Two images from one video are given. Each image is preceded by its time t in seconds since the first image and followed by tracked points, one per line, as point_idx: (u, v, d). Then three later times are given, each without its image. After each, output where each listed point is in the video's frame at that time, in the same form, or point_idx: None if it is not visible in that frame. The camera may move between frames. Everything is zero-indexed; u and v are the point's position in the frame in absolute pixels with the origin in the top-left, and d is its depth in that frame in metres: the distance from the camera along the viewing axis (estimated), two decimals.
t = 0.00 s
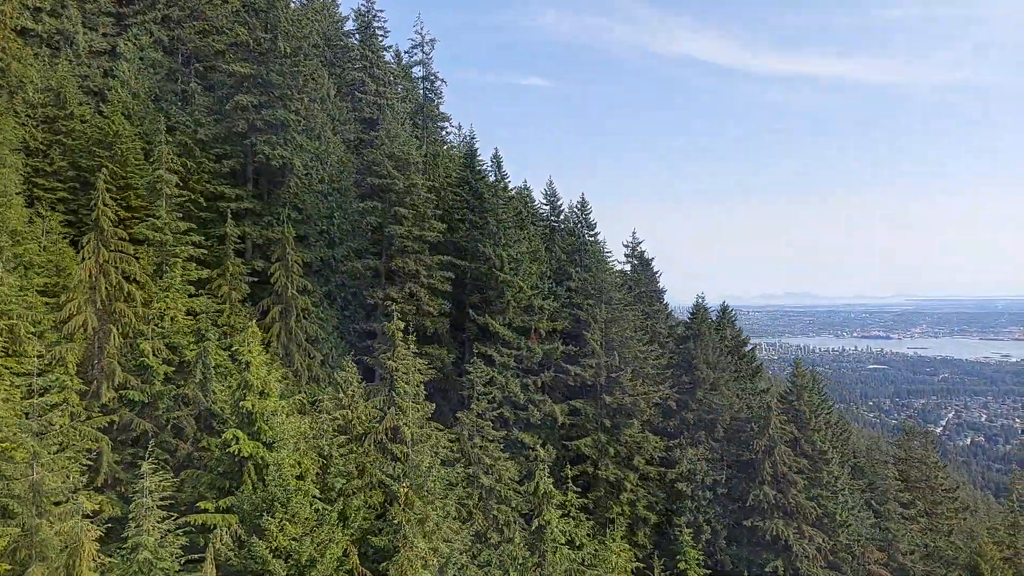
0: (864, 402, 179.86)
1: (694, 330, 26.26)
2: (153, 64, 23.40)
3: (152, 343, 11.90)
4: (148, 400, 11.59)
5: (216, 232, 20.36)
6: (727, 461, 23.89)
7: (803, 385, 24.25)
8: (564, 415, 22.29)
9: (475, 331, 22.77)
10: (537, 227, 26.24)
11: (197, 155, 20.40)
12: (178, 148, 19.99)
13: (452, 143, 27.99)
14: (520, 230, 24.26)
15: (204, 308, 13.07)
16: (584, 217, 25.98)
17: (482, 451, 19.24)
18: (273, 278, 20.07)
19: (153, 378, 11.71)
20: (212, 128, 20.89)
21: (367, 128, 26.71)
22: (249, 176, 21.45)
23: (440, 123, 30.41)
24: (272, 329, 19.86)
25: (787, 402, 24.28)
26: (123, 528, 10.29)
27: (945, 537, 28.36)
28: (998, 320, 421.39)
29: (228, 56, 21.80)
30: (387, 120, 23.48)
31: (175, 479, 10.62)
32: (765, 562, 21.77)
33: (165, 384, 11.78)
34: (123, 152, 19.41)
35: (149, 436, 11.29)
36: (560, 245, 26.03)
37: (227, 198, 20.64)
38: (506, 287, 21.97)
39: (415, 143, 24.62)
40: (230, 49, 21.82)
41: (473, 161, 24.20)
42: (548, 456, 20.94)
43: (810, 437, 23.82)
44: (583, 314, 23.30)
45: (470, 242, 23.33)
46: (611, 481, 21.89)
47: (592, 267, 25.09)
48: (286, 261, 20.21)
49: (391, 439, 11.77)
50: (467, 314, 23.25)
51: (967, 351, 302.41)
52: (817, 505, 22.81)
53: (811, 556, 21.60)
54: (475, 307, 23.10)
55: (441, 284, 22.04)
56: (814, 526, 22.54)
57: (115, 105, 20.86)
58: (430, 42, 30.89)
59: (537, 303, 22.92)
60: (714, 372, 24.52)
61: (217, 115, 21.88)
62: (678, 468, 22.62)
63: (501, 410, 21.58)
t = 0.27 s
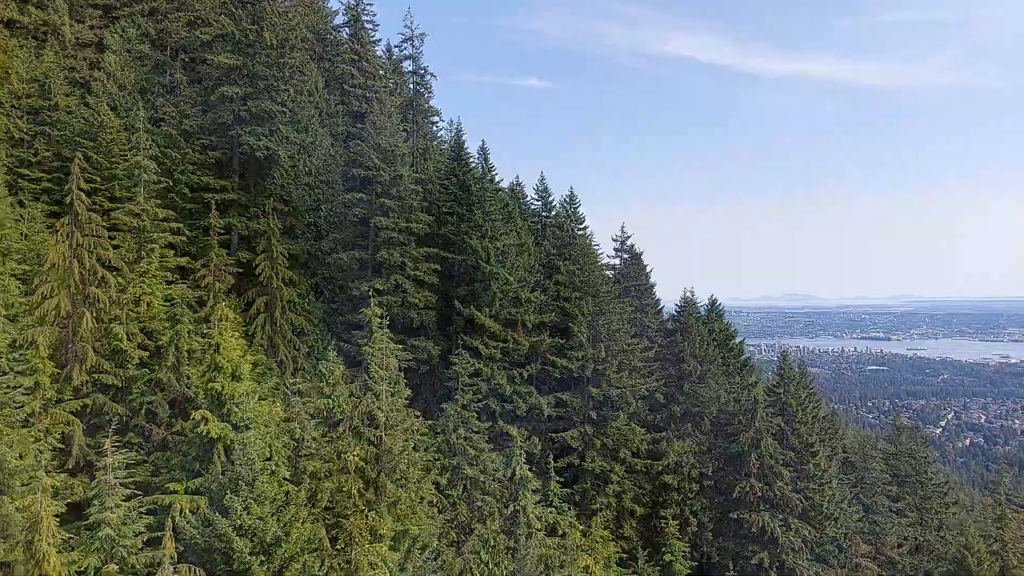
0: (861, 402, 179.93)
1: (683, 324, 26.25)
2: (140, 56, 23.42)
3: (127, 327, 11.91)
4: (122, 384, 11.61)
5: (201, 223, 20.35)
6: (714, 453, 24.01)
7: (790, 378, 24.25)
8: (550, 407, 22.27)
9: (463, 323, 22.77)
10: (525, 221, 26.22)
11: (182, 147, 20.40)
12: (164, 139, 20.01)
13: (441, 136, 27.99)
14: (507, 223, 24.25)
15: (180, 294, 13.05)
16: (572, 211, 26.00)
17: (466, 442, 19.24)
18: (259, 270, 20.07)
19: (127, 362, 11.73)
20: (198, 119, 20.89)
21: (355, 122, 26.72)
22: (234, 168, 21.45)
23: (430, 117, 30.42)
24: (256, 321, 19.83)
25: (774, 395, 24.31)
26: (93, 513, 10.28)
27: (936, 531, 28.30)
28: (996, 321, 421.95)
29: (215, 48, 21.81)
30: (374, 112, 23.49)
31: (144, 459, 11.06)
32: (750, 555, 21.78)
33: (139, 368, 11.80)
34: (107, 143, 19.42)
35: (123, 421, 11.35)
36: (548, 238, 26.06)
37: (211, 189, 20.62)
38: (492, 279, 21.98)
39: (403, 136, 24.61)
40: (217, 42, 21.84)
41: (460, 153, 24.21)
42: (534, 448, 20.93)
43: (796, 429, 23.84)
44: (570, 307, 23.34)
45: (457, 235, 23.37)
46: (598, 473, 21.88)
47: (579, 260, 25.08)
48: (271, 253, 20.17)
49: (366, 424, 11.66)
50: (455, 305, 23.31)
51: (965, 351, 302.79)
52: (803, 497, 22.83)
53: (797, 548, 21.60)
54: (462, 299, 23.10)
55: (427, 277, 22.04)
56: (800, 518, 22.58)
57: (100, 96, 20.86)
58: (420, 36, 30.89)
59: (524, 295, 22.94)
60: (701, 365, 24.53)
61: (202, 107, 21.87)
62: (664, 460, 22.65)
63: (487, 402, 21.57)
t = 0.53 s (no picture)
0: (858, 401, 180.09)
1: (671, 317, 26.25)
2: (126, 47, 23.41)
3: (101, 311, 11.89)
4: (96, 367, 11.58)
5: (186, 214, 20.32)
6: (700, 445, 24.04)
7: (777, 370, 24.26)
8: (536, 398, 22.26)
9: (449, 314, 22.75)
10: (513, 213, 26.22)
11: (166, 137, 20.38)
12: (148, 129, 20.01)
13: (430, 129, 27.99)
14: (494, 215, 24.24)
15: (157, 279, 13.03)
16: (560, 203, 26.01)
17: (450, 433, 19.23)
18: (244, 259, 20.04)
19: (100, 346, 11.70)
20: (182, 109, 20.88)
21: (343, 114, 26.71)
22: (220, 159, 21.44)
23: (419, 111, 30.42)
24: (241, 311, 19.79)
25: (761, 387, 24.32)
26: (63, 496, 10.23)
27: (924, 524, 28.28)
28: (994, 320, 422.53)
29: (201, 39, 21.80)
30: (361, 104, 23.48)
31: (116, 439, 11.06)
32: (736, 546, 21.78)
33: (113, 352, 11.77)
34: (91, 133, 19.40)
35: (99, 400, 11.40)
36: (536, 231, 26.06)
37: (196, 180, 20.59)
38: (478, 270, 21.97)
39: (390, 128, 24.60)
40: (202, 33, 21.83)
41: (447, 145, 24.20)
42: (519, 439, 20.91)
43: (783, 421, 23.85)
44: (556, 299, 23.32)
45: (443, 227, 23.37)
46: (583, 465, 21.86)
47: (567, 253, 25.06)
48: (255, 243, 20.13)
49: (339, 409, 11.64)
50: (442, 297, 23.30)
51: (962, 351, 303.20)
52: (789, 488, 22.84)
53: (782, 539, 21.59)
54: (448, 291, 23.07)
55: (413, 268, 22.02)
56: (785, 509, 22.59)
57: (85, 87, 20.85)
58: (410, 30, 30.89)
59: (511, 287, 22.92)
60: (688, 357, 24.55)
61: (188, 97, 21.86)
62: (651, 452, 22.65)
63: (473, 393, 21.55)
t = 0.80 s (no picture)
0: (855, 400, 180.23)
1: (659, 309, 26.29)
2: (113, 38, 23.38)
3: (76, 294, 11.86)
4: (70, 350, 11.58)
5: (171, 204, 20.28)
6: (687, 436, 24.09)
7: (764, 362, 24.26)
8: (523, 389, 22.23)
9: (436, 306, 22.73)
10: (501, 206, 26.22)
11: (151, 126, 20.35)
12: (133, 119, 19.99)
13: (419, 122, 27.98)
14: (482, 207, 24.23)
15: (134, 263, 12.99)
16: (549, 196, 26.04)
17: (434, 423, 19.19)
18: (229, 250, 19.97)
19: (75, 329, 11.69)
20: (168, 99, 20.85)
21: (332, 107, 26.70)
22: (206, 149, 21.41)
23: (409, 104, 30.40)
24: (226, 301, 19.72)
25: (748, 379, 24.34)
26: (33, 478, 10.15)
27: (913, 518, 28.26)
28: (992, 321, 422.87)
29: (187, 29, 21.79)
30: (348, 95, 23.47)
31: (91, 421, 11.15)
32: (722, 537, 21.76)
33: (88, 335, 11.76)
34: (76, 122, 19.37)
35: (71, 385, 11.38)
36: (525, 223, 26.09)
37: (181, 170, 20.55)
38: (464, 261, 21.95)
39: (378, 120, 24.59)
40: (188, 23, 21.82)
41: (435, 137, 24.20)
42: (505, 429, 20.85)
43: (770, 413, 23.86)
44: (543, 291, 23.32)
45: (430, 218, 23.37)
46: (570, 456, 21.81)
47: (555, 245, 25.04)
48: (240, 233, 20.06)
49: (315, 392, 11.68)
50: (429, 288, 23.28)
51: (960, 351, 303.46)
52: (776, 480, 22.84)
53: (768, 530, 21.58)
54: (435, 282, 23.04)
55: (399, 258, 21.99)
56: (771, 501, 22.59)
57: (71, 77, 20.81)
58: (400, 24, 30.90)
59: (498, 278, 22.89)
60: (675, 349, 24.64)
61: (174, 88, 21.84)
62: (637, 443, 22.63)
63: (459, 384, 21.52)
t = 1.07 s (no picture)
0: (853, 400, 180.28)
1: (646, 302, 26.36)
2: (100, 29, 23.32)
3: (50, 278, 11.79)
4: (44, 334, 11.52)
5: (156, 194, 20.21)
6: (673, 428, 24.22)
7: (751, 355, 24.24)
8: (509, 381, 22.17)
9: (423, 297, 22.67)
10: (490, 199, 26.19)
11: (137, 117, 20.29)
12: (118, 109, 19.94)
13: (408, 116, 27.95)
14: (470, 199, 24.21)
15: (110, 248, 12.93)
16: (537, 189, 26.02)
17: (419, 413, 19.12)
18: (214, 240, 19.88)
19: (49, 313, 11.63)
20: (154, 90, 20.79)
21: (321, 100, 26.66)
22: (192, 141, 21.36)
23: (399, 98, 30.36)
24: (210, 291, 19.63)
25: (736, 372, 24.32)
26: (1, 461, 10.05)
27: (903, 512, 28.22)
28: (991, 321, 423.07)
29: (173, 20, 21.73)
30: (336, 87, 23.41)
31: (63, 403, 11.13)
32: (709, 529, 21.72)
33: (62, 319, 11.70)
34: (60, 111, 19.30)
35: (43, 370, 11.30)
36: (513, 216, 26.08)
37: (167, 160, 20.50)
38: (451, 253, 21.90)
39: (366, 112, 24.54)
40: (175, 14, 21.78)
41: (423, 130, 24.17)
42: (491, 421, 20.79)
43: (757, 405, 23.83)
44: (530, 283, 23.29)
45: (417, 210, 23.35)
46: (557, 448, 21.72)
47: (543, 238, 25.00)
48: (225, 223, 19.97)
49: (289, 376, 11.63)
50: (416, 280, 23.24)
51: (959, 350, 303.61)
52: (763, 472, 22.81)
53: (755, 522, 21.52)
54: (422, 274, 22.97)
55: (386, 250, 21.94)
56: (758, 493, 22.56)
57: (57, 67, 20.75)
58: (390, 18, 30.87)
59: (485, 271, 22.81)
60: (660, 340, 24.93)
61: (161, 79, 21.79)
62: (624, 435, 22.58)
63: (445, 376, 21.42)
